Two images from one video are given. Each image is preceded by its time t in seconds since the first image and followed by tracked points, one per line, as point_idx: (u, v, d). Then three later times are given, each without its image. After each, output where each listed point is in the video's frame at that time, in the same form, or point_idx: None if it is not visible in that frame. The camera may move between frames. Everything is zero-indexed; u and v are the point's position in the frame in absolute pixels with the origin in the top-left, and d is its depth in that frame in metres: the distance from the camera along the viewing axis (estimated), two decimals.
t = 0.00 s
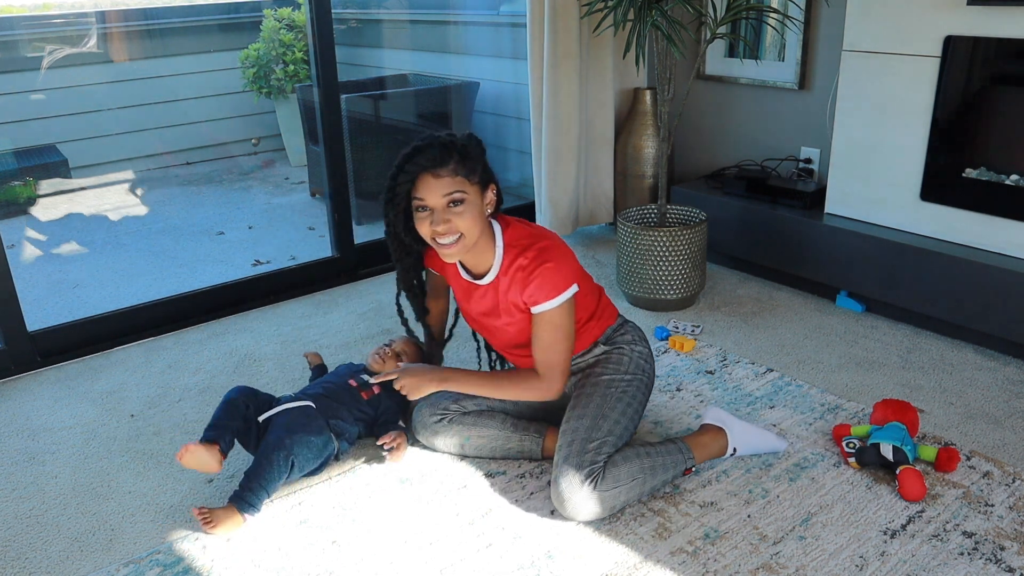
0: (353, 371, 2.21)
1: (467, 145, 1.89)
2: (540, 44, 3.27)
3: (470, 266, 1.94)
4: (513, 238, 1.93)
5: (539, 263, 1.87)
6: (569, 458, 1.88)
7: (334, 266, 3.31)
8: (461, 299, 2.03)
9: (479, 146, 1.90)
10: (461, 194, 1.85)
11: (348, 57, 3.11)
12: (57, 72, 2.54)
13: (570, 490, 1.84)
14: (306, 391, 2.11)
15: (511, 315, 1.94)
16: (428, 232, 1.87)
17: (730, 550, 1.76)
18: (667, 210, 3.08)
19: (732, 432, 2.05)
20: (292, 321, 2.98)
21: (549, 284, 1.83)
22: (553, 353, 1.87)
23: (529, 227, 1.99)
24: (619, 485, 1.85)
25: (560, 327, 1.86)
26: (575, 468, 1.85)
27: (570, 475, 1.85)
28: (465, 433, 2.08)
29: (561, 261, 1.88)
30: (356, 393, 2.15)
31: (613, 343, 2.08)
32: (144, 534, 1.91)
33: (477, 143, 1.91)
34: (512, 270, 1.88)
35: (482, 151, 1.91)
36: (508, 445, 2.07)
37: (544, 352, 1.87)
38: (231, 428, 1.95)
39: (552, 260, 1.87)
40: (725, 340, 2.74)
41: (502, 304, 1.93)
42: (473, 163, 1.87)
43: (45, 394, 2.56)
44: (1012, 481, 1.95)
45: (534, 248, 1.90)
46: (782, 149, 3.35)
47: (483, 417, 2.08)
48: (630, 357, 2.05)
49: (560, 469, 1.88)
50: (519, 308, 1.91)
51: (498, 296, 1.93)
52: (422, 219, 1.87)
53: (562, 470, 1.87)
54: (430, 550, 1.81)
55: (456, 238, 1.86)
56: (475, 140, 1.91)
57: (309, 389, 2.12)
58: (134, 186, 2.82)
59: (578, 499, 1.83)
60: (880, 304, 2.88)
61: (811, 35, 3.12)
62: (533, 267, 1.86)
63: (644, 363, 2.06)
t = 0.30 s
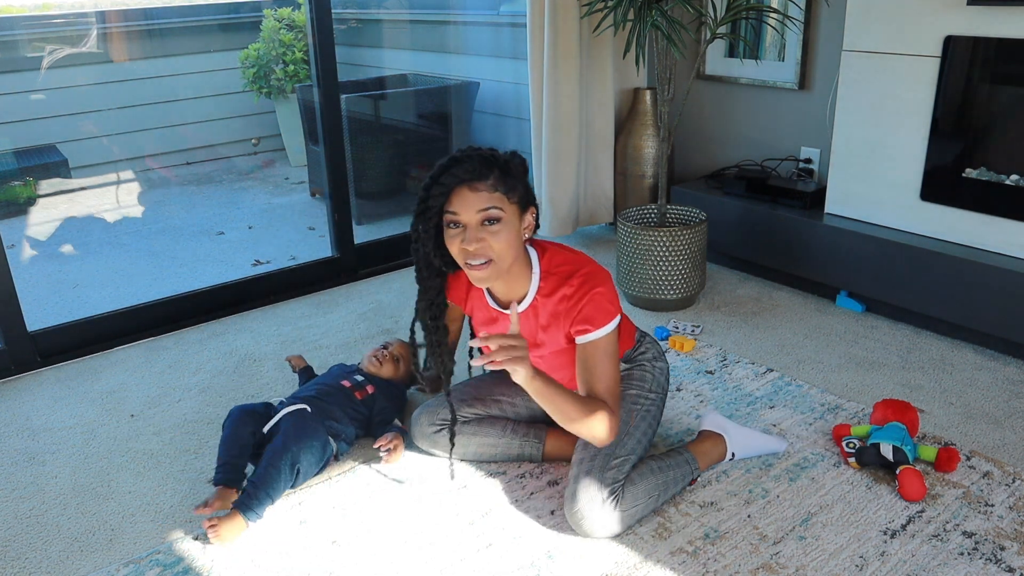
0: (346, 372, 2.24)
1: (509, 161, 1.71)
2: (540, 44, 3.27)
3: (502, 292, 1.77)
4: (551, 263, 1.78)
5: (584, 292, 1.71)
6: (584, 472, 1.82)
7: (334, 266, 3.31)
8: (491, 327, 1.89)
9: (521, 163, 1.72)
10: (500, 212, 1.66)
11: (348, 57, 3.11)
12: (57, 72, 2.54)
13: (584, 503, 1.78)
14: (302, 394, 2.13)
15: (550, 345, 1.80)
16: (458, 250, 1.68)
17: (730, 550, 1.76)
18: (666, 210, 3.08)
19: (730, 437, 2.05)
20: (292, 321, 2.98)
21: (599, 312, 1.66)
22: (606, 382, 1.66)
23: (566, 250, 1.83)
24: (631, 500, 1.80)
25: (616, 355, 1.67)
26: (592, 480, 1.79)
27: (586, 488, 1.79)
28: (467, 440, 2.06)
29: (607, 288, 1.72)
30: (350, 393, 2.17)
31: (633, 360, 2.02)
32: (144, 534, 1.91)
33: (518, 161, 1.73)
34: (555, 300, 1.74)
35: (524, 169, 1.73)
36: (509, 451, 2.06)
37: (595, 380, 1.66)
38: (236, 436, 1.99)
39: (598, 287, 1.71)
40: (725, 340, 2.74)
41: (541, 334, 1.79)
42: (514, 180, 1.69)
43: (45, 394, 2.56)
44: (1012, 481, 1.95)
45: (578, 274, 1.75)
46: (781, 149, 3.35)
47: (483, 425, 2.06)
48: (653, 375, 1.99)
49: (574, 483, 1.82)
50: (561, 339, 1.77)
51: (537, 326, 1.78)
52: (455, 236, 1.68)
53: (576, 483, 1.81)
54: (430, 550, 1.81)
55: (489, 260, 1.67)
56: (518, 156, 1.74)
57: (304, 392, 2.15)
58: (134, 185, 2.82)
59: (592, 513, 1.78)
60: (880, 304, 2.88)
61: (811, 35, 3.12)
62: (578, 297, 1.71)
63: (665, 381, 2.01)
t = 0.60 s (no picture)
0: (354, 372, 2.24)
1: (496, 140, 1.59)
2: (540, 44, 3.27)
3: (496, 279, 1.66)
4: (554, 250, 1.67)
5: (602, 284, 1.63)
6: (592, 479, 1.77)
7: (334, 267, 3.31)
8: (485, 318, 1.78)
9: (509, 143, 1.61)
10: (484, 198, 1.56)
11: (348, 57, 3.10)
12: (57, 71, 2.54)
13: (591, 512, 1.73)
14: (319, 391, 2.14)
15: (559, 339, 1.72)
16: (444, 243, 1.59)
17: (730, 550, 1.76)
18: (666, 210, 3.08)
19: (731, 442, 2.01)
20: (292, 321, 2.98)
21: (623, 307, 1.61)
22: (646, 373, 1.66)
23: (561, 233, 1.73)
24: (638, 513, 1.75)
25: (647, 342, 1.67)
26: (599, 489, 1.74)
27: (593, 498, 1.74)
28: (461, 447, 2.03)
29: (624, 277, 1.65)
30: (360, 392, 2.18)
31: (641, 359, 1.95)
32: (144, 534, 1.91)
33: (509, 139, 1.62)
34: (568, 294, 1.64)
35: (513, 147, 1.61)
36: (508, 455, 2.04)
37: (633, 375, 1.68)
38: (290, 410, 2.00)
39: (614, 277, 1.64)
40: (726, 340, 2.74)
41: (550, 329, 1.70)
42: (501, 163, 1.58)
43: (45, 394, 2.56)
44: (1012, 480, 1.95)
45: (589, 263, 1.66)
46: (782, 149, 3.35)
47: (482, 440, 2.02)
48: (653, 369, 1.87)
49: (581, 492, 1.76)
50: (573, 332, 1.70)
51: (547, 321, 1.69)
52: (439, 228, 1.59)
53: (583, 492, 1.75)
54: (431, 550, 1.81)
55: (476, 250, 1.57)
56: (505, 134, 1.63)
57: (315, 390, 2.15)
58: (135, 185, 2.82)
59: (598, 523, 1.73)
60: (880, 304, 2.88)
61: (811, 35, 3.12)
62: (597, 290, 1.62)
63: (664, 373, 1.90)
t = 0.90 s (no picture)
0: (356, 372, 2.22)
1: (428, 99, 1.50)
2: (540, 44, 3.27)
3: (442, 242, 1.61)
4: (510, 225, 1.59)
5: (552, 268, 1.54)
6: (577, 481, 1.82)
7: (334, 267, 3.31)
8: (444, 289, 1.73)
9: (444, 103, 1.50)
10: (409, 162, 1.47)
11: (348, 57, 3.10)
12: (57, 72, 2.54)
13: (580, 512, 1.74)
14: (321, 391, 2.13)
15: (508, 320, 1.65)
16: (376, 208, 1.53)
17: (730, 550, 1.76)
18: (666, 210, 3.08)
19: (732, 441, 2.01)
20: (292, 321, 2.98)
21: (571, 298, 1.53)
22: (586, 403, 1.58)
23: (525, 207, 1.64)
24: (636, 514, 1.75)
25: (588, 365, 1.57)
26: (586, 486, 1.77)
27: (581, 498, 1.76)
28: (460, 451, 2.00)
29: (579, 265, 1.56)
30: (361, 393, 2.16)
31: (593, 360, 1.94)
32: (144, 534, 1.91)
33: (443, 97, 1.51)
34: (514, 273, 1.56)
35: (445, 105, 1.50)
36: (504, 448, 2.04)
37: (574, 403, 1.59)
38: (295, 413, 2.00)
39: (567, 266, 1.55)
40: (726, 340, 2.74)
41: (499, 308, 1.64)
42: (431, 123, 1.48)
43: (45, 394, 2.56)
44: (1012, 481, 1.95)
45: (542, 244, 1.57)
46: (782, 149, 3.35)
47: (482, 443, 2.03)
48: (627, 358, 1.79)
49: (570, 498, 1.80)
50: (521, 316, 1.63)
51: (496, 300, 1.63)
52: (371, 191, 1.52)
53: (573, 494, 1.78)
54: (430, 550, 1.81)
55: (406, 216, 1.51)
56: (438, 90, 1.51)
57: (315, 390, 2.13)
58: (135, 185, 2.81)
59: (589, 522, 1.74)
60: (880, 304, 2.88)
61: (811, 35, 3.12)
62: (543, 276, 1.54)
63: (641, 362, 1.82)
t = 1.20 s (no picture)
0: (354, 372, 2.23)
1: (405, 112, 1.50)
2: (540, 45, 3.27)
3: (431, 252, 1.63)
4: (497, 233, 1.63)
5: (542, 271, 1.59)
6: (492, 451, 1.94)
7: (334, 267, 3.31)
8: (430, 302, 1.77)
9: (422, 115, 1.52)
10: (391, 179, 1.48)
11: (348, 57, 3.10)
12: (57, 72, 2.54)
13: (488, 485, 1.86)
14: (319, 391, 2.13)
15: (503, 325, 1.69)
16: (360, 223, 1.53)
17: (730, 550, 1.76)
18: (666, 210, 3.08)
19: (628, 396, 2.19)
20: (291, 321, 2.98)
21: (563, 298, 1.56)
22: (582, 404, 1.57)
23: (510, 213, 1.68)
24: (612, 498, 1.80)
25: (580, 364, 1.58)
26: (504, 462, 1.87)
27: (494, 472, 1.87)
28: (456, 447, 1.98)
29: (570, 266, 1.60)
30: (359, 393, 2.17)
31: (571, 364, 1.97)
32: (144, 534, 1.91)
33: (420, 110, 1.52)
34: (508, 279, 1.61)
35: (422, 118, 1.51)
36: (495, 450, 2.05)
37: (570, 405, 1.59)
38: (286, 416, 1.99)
39: (559, 268, 1.59)
40: (725, 340, 2.74)
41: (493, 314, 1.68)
42: (409, 138, 1.48)
43: (45, 394, 2.56)
44: (1012, 481, 1.95)
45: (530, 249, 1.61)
46: (782, 149, 3.35)
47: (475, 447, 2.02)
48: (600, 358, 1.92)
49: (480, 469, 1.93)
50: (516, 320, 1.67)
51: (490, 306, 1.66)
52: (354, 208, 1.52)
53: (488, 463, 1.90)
54: (430, 550, 1.81)
55: (392, 232, 1.51)
56: (413, 103, 1.52)
57: (314, 389, 2.14)
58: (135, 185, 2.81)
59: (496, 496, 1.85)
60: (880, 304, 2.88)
61: (811, 35, 3.12)
62: (537, 279, 1.58)
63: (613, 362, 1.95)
